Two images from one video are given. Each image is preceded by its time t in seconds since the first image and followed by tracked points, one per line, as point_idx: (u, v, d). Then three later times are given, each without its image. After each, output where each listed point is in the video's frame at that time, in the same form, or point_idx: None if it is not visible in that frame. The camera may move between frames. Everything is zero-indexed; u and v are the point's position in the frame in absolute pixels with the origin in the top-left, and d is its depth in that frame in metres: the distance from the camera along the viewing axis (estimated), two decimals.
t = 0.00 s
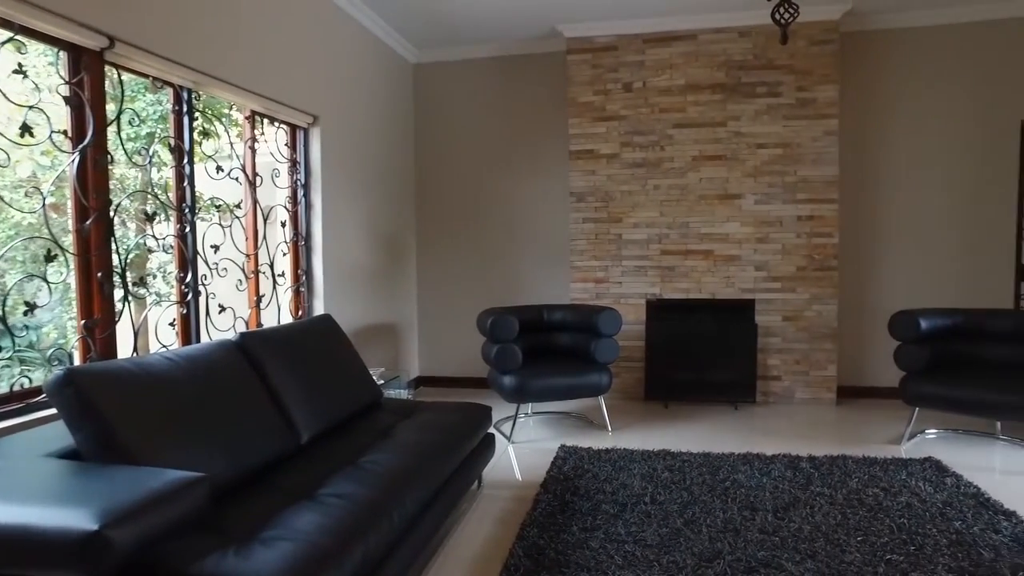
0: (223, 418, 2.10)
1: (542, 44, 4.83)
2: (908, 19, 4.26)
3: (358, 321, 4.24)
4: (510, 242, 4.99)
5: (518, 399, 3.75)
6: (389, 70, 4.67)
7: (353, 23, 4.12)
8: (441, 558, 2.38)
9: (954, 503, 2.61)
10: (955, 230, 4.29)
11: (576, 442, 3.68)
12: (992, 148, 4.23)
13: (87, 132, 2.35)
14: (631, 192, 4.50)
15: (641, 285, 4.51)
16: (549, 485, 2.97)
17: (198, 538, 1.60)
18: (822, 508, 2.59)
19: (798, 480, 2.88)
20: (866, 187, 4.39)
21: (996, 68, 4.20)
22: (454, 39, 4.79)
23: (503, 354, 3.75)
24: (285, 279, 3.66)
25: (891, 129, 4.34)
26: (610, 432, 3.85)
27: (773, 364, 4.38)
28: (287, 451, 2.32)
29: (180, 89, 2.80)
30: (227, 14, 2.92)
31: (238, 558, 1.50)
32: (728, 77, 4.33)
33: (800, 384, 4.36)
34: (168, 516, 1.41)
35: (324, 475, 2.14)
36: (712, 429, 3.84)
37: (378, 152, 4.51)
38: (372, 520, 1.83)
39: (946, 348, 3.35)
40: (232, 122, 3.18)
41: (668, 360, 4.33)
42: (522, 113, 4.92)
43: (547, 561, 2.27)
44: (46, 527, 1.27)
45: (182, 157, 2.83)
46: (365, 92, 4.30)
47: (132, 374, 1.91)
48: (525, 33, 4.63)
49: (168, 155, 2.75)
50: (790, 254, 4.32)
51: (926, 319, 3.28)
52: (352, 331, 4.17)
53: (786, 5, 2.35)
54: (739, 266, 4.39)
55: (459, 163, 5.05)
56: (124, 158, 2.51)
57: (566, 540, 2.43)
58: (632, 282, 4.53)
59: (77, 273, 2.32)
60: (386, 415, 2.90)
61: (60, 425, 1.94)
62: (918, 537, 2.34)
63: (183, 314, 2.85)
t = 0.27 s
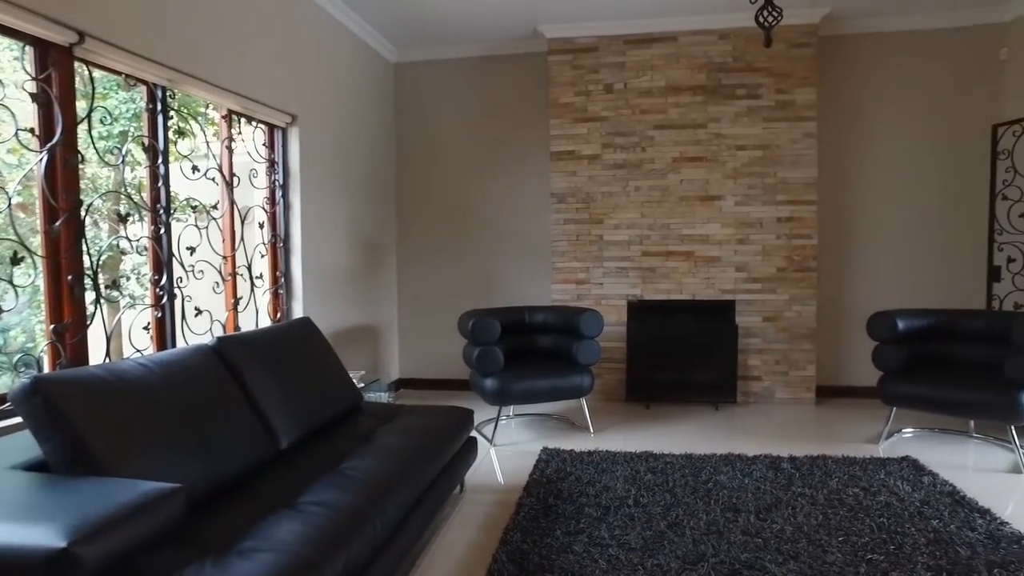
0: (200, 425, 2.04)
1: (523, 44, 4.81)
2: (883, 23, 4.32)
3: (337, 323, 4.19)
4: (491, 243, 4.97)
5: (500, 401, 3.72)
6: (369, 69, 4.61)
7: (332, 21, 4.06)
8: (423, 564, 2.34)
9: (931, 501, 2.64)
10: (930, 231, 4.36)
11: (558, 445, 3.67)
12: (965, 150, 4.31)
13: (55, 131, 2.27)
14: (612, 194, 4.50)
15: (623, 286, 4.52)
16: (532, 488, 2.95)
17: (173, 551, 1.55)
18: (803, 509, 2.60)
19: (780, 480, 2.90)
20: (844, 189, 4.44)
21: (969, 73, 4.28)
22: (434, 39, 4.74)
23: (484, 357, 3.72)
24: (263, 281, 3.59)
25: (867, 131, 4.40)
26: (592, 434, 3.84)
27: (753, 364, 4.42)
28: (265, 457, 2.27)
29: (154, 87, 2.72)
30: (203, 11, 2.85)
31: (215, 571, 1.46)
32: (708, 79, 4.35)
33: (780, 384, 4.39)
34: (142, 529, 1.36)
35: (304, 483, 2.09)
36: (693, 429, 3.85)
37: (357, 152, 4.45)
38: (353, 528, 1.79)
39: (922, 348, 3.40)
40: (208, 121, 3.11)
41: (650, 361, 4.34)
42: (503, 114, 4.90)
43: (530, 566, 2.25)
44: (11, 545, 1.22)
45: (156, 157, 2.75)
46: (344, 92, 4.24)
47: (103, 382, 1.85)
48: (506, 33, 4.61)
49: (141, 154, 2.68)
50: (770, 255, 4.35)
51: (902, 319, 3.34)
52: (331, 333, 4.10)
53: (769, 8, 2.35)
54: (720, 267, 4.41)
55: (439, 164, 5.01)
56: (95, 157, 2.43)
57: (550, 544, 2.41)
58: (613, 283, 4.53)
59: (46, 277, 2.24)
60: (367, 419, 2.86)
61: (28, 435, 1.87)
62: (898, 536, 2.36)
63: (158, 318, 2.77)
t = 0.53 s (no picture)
0: (176, 432, 1.99)
1: (504, 44, 4.79)
2: (860, 27, 4.37)
3: (317, 325, 4.12)
4: (472, 244, 4.94)
5: (482, 403, 3.69)
6: (348, 68, 4.55)
7: (311, 19, 3.99)
8: (405, 571, 2.31)
9: (909, 499, 2.67)
10: (905, 233, 4.43)
11: (540, 447, 3.65)
12: (938, 153, 4.38)
13: (22, 129, 2.19)
14: (593, 195, 4.50)
15: (604, 287, 4.52)
16: (515, 491, 2.93)
17: (148, 564, 1.50)
18: (785, 509, 2.62)
19: (762, 481, 2.91)
20: (822, 190, 4.49)
21: (942, 77, 4.35)
22: (414, 39, 4.70)
23: (465, 359, 3.69)
24: (240, 283, 3.52)
25: (844, 134, 4.46)
26: (574, 435, 3.83)
27: (734, 365, 4.45)
28: (244, 464, 2.22)
29: (127, 85, 2.65)
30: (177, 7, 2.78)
31: None
32: (688, 81, 4.37)
33: (760, 385, 4.43)
34: (114, 543, 1.32)
35: (283, 490, 2.05)
36: (674, 430, 3.86)
37: (337, 152, 4.39)
38: (334, 537, 1.76)
39: (899, 348, 3.45)
40: (183, 120, 3.04)
41: (632, 361, 4.34)
42: (484, 114, 4.87)
43: (514, 571, 2.23)
44: None
45: (130, 156, 2.68)
46: (323, 91, 4.18)
47: (73, 389, 1.79)
48: (487, 33, 4.58)
49: (114, 154, 2.61)
50: (750, 256, 4.38)
51: (880, 320, 3.39)
52: (310, 336, 4.04)
53: (753, 10, 2.35)
54: (700, 268, 4.43)
55: (420, 164, 4.97)
56: (66, 157, 2.35)
57: (533, 548, 2.39)
58: (595, 284, 4.53)
59: (13, 279, 2.16)
60: (347, 423, 2.82)
61: None
62: (878, 535, 2.38)
63: (132, 321, 2.70)
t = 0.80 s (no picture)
0: (154, 438, 1.94)
1: (487, 45, 4.77)
2: (839, 31, 4.42)
3: (299, 328, 4.07)
4: (455, 245, 4.91)
5: (466, 405, 3.67)
6: (330, 68, 4.50)
7: (293, 17, 3.94)
8: None
9: (890, 498, 2.70)
10: (884, 234, 4.49)
11: (525, 448, 3.64)
12: (916, 155, 4.45)
13: None
14: (576, 195, 4.50)
15: (587, 288, 4.53)
16: (500, 494, 2.91)
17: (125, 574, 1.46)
18: (769, 509, 2.63)
19: (745, 481, 2.93)
20: (802, 192, 4.53)
21: (919, 80, 4.42)
22: (397, 38, 4.67)
23: (449, 361, 3.67)
24: (221, 285, 3.46)
25: (824, 136, 4.50)
26: (558, 436, 3.83)
27: (718, 365, 4.47)
28: (224, 470, 2.18)
29: (103, 83, 2.59)
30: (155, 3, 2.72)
31: None
32: (671, 82, 4.39)
33: (742, 385, 4.46)
34: (89, 555, 1.28)
35: (265, 496, 2.01)
36: (658, 431, 3.87)
37: (319, 152, 4.34)
38: (318, 543, 1.73)
39: (879, 348, 3.50)
40: (162, 119, 2.98)
41: (615, 362, 4.35)
42: (467, 115, 4.85)
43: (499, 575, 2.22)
44: None
45: (106, 155, 2.62)
46: (305, 90, 4.13)
47: (46, 396, 1.74)
48: (471, 33, 4.56)
49: (89, 153, 2.55)
50: (733, 257, 4.41)
51: (860, 320, 3.43)
52: (292, 338, 3.99)
53: (739, 13, 2.36)
54: (683, 269, 4.45)
55: (402, 164, 4.93)
56: (38, 156, 2.29)
57: (519, 552, 2.38)
58: (578, 285, 4.53)
59: None
60: (329, 426, 2.78)
61: None
62: (860, 534, 2.40)
63: (108, 324, 2.64)
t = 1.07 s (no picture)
0: (131, 445, 1.89)
1: (471, 45, 4.75)
2: (819, 34, 4.47)
3: (280, 330, 4.02)
4: (438, 246, 4.88)
5: (449, 408, 3.65)
6: (311, 67, 4.45)
7: (273, 16, 3.88)
8: None
9: (871, 497, 2.73)
10: (863, 235, 4.54)
11: (509, 450, 3.62)
12: (894, 158, 4.51)
13: None
14: (560, 196, 4.50)
15: (571, 289, 4.52)
16: (484, 497, 2.90)
17: None
18: (753, 509, 2.64)
19: (730, 481, 2.94)
20: (783, 193, 4.57)
21: (897, 84, 4.48)
22: (379, 38, 4.63)
23: (432, 363, 3.64)
24: (200, 287, 3.40)
25: (805, 138, 4.55)
26: (542, 438, 3.82)
27: (700, 365, 4.50)
28: (204, 476, 2.13)
29: (77, 80, 2.53)
30: None
31: None
32: (654, 84, 4.41)
33: (725, 385, 4.49)
34: (64, 569, 1.24)
35: (246, 503, 1.97)
36: (642, 432, 3.87)
37: (300, 152, 4.29)
38: (301, 550, 1.70)
39: (859, 348, 3.54)
40: (139, 118, 2.92)
41: (599, 363, 4.35)
42: (450, 115, 4.83)
43: None
44: None
45: (81, 155, 2.56)
46: (286, 89, 4.08)
47: (17, 403, 1.69)
48: (454, 33, 4.54)
49: (63, 152, 2.48)
50: (716, 258, 4.44)
51: (841, 320, 3.47)
52: (273, 341, 3.93)
53: (724, 16, 2.36)
54: (667, 270, 4.47)
55: (385, 165, 4.89)
56: (10, 155, 2.23)
57: (504, 555, 2.36)
58: (562, 286, 4.53)
59: None
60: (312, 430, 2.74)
61: None
62: (842, 533, 2.42)
63: (83, 328, 2.57)
